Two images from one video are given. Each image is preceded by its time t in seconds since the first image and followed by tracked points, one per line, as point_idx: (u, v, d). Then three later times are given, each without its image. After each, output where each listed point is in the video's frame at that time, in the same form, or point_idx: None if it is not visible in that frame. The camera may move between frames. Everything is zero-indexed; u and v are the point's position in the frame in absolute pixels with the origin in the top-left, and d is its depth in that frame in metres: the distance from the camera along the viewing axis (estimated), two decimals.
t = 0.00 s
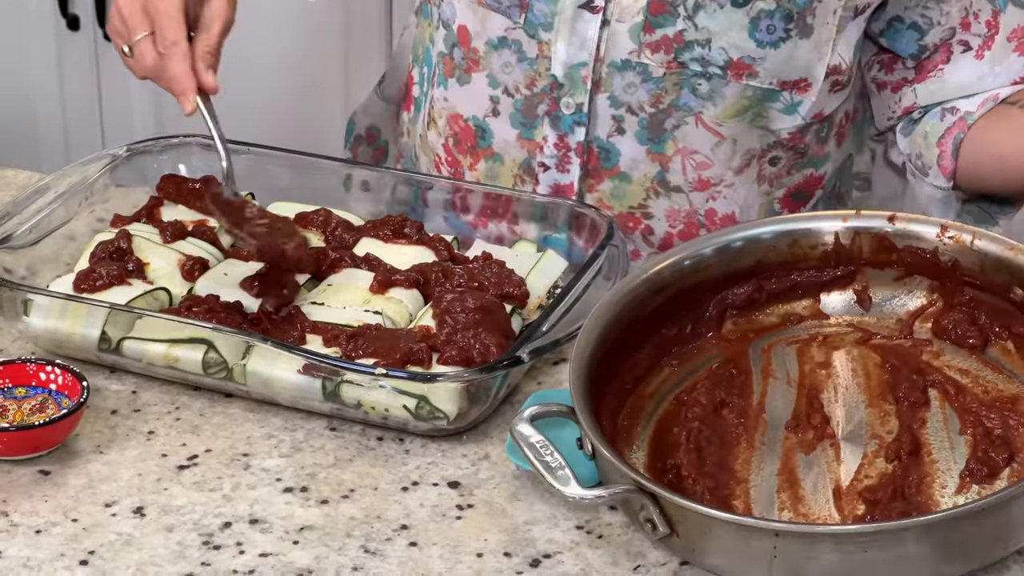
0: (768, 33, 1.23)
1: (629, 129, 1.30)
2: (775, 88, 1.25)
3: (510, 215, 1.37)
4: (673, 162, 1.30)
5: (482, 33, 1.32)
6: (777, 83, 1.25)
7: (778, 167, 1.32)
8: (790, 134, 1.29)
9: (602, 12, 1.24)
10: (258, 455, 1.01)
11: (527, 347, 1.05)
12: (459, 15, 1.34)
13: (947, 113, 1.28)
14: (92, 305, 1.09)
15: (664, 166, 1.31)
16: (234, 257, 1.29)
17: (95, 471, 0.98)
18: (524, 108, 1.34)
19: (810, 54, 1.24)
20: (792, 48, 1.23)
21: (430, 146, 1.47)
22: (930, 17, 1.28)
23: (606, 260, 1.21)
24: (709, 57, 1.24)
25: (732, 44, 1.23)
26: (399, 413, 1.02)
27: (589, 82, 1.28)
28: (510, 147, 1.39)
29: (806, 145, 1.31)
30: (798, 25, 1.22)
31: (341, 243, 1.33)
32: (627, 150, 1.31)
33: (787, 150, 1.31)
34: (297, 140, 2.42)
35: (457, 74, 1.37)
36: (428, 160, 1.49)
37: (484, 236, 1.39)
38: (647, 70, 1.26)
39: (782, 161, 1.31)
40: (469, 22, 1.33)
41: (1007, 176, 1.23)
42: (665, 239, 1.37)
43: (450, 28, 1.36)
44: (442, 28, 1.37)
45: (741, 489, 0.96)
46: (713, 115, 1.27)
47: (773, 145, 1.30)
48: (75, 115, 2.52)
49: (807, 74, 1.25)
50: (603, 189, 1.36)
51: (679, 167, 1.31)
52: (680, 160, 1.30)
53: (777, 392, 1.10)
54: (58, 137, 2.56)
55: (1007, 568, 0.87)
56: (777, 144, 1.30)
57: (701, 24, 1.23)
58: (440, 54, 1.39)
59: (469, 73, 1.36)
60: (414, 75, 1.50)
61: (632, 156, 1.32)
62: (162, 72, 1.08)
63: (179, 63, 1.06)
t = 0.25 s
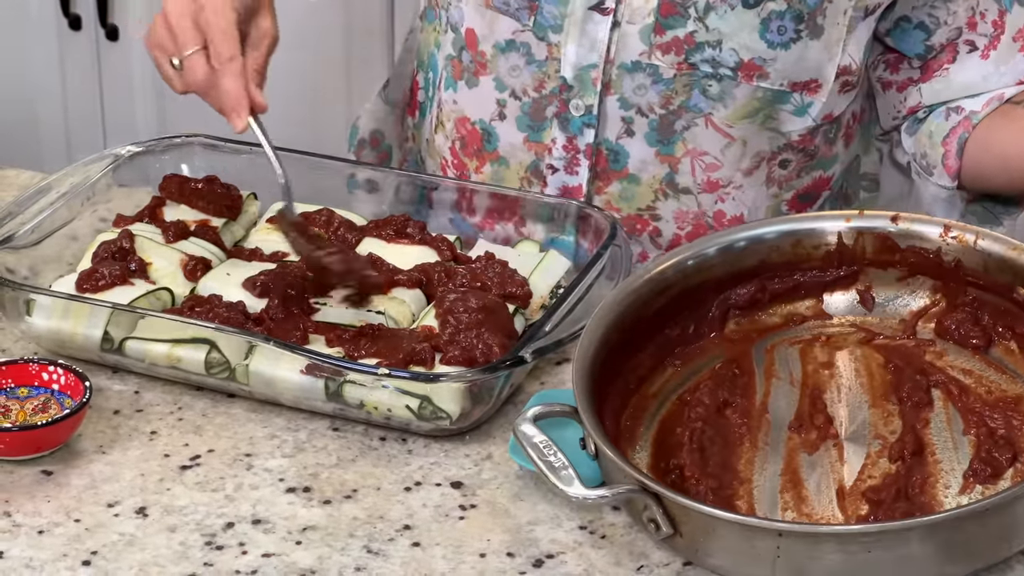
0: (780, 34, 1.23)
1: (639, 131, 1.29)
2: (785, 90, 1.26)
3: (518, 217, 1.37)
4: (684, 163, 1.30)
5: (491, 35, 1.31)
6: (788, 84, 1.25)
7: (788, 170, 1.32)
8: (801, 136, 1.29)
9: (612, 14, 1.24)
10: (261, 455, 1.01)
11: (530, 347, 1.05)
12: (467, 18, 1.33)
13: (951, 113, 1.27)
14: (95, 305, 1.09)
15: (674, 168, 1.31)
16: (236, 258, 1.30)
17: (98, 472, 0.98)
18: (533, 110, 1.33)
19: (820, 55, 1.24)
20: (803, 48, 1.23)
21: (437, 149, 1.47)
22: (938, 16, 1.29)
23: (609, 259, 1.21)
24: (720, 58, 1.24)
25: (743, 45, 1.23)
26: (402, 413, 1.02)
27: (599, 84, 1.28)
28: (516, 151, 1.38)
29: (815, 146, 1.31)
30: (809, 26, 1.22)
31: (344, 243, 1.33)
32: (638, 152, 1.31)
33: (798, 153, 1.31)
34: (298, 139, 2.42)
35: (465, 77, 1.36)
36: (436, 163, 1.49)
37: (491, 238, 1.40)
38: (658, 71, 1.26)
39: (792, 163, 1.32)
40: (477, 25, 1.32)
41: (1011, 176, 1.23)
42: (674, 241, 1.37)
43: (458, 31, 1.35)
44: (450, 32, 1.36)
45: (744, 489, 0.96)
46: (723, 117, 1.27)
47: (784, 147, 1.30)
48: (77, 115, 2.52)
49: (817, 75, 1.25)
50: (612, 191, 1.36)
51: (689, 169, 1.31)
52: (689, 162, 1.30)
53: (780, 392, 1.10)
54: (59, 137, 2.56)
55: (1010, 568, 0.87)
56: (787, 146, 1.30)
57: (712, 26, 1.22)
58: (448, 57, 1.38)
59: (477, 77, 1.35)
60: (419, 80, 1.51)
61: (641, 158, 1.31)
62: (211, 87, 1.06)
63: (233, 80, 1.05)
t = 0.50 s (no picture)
0: (789, 37, 1.22)
1: (646, 134, 1.29)
2: (793, 91, 1.25)
3: (524, 218, 1.37)
4: (690, 167, 1.30)
5: (498, 37, 1.30)
6: (796, 86, 1.25)
7: (795, 172, 1.31)
8: (807, 139, 1.28)
9: (619, 17, 1.24)
10: (261, 455, 1.01)
11: (530, 347, 1.04)
12: (475, 18, 1.32)
13: (951, 113, 1.27)
14: (95, 305, 1.09)
15: (681, 171, 1.30)
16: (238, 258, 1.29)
17: (98, 472, 0.98)
18: (539, 113, 1.33)
19: (829, 58, 1.24)
20: (811, 52, 1.23)
21: (442, 149, 1.46)
22: (940, 17, 1.28)
23: (609, 259, 1.21)
24: (729, 61, 1.23)
25: (752, 48, 1.22)
26: (402, 413, 1.02)
27: (606, 88, 1.27)
28: (524, 153, 1.37)
29: (822, 149, 1.30)
30: (817, 29, 1.22)
31: (345, 243, 1.33)
32: (644, 155, 1.30)
33: (805, 155, 1.30)
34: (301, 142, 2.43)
35: (472, 77, 1.35)
36: (440, 162, 1.49)
37: (499, 240, 1.39)
38: (665, 75, 1.25)
39: (798, 164, 1.31)
40: (485, 25, 1.31)
41: (1009, 177, 1.23)
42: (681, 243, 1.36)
43: (466, 31, 1.34)
44: (457, 31, 1.35)
45: (744, 489, 0.96)
46: (730, 119, 1.26)
47: (790, 149, 1.29)
48: (78, 114, 2.52)
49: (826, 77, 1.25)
50: (618, 195, 1.35)
51: (696, 172, 1.30)
52: (697, 165, 1.29)
53: (781, 392, 1.10)
54: (60, 137, 2.56)
55: (1011, 568, 0.87)
56: (793, 148, 1.29)
57: (721, 29, 1.22)
58: (454, 56, 1.37)
59: (484, 78, 1.34)
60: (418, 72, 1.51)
61: (649, 162, 1.31)
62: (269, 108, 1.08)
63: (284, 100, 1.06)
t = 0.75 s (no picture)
0: (782, 37, 1.22)
1: (641, 134, 1.29)
2: (787, 91, 1.25)
3: (523, 217, 1.37)
4: (686, 167, 1.30)
5: (493, 36, 1.31)
6: (790, 85, 1.25)
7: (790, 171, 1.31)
8: (802, 137, 1.29)
9: (611, 16, 1.23)
10: (260, 454, 1.01)
11: (530, 346, 1.05)
12: (469, 16, 1.32)
13: (950, 112, 1.27)
14: (94, 303, 1.09)
15: (676, 171, 1.30)
16: (237, 257, 1.30)
17: (97, 471, 0.98)
18: (533, 113, 1.33)
19: (823, 56, 1.24)
20: (805, 50, 1.23)
21: (439, 149, 1.46)
22: (938, 17, 1.28)
23: (609, 258, 1.21)
24: (721, 61, 1.23)
25: (745, 48, 1.22)
26: (401, 412, 1.01)
27: (599, 88, 1.26)
28: (520, 153, 1.37)
29: (816, 147, 1.30)
30: (811, 28, 1.22)
31: (344, 242, 1.33)
32: (638, 156, 1.30)
33: (799, 153, 1.30)
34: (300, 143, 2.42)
35: (466, 77, 1.36)
36: (438, 162, 1.48)
37: (498, 240, 1.39)
38: (659, 74, 1.25)
39: (793, 163, 1.31)
40: (480, 24, 1.31)
41: (1009, 175, 1.23)
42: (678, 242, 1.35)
43: (461, 29, 1.34)
44: (451, 30, 1.36)
45: (744, 488, 0.96)
46: (724, 119, 1.26)
47: (784, 147, 1.29)
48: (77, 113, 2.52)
49: (819, 76, 1.25)
50: (614, 196, 1.35)
51: (692, 172, 1.30)
52: (692, 165, 1.29)
53: (780, 390, 1.10)
54: (59, 135, 2.56)
55: (1010, 567, 0.87)
56: (788, 147, 1.29)
57: (714, 28, 1.22)
58: (450, 56, 1.37)
59: (479, 77, 1.34)
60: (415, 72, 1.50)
61: (643, 162, 1.30)
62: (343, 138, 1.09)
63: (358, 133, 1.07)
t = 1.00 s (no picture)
0: (794, 35, 1.22)
1: (649, 134, 1.28)
2: (798, 91, 1.24)
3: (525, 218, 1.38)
4: (694, 166, 1.29)
5: (500, 40, 1.30)
6: (802, 84, 1.24)
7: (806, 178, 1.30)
8: (818, 141, 1.28)
9: (624, 17, 1.22)
10: (261, 454, 1.01)
11: (530, 346, 1.04)
12: (474, 23, 1.31)
13: (950, 110, 1.28)
14: (95, 303, 1.09)
15: (684, 171, 1.30)
16: (236, 257, 1.31)
17: (98, 470, 0.98)
18: (544, 113, 1.32)
19: (835, 54, 1.23)
20: (817, 48, 1.22)
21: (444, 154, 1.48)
22: (942, 12, 1.27)
23: (610, 258, 1.21)
24: (732, 60, 1.22)
25: (756, 46, 1.22)
26: (402, 412, 1.02)
27: (610, 88, 1.26)
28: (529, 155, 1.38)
29: (832, 152, 1.30)
30: (823, 26, 1.21)
31: (344, 241, 1.33)
32: (647, 155, 1.30)
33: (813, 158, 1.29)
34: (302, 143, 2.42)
35: (474, 80, 1.35)
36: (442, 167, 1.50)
37: (500, 241, 1.39)
38: (670, 74, 1.24)
39: (809, 170, 1.30)
40: (486, 29, 1.31)
41: (1008, 171, 1.22)
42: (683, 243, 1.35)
43: (465, 36, 1.33)
44: (455, 36, 1.35)
45: (744, 485, 0.96)
46: (735, 118, 1.26)
47: (801, 153, 1.28)
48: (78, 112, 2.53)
49: (832, 75, 1.24)
50: (622, 195, 1.34)
51: (700, 171, 1.29)
52: (700, 164, 1.29)
53: (782, 385, 1.10)
54: (60, 135, 2.56)
55: (1010, 566, 0.87)
56: (805, 152, 1.28)
57: (725, 27, 1.21)
58: (454, 60, 1.37)
59: (486, 80, 1.34)
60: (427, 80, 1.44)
61: (652, 162, 1.30)
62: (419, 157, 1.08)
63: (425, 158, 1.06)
